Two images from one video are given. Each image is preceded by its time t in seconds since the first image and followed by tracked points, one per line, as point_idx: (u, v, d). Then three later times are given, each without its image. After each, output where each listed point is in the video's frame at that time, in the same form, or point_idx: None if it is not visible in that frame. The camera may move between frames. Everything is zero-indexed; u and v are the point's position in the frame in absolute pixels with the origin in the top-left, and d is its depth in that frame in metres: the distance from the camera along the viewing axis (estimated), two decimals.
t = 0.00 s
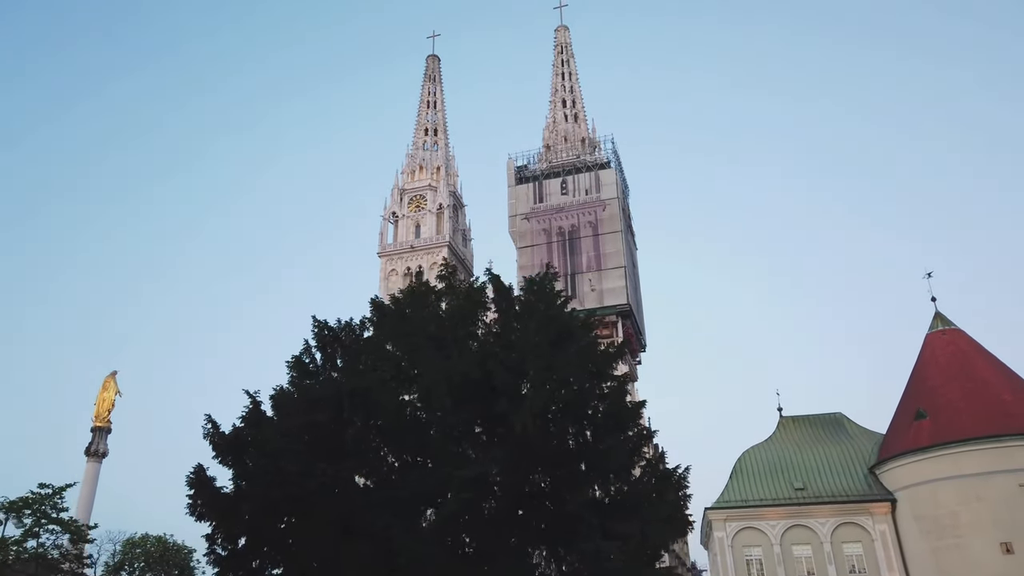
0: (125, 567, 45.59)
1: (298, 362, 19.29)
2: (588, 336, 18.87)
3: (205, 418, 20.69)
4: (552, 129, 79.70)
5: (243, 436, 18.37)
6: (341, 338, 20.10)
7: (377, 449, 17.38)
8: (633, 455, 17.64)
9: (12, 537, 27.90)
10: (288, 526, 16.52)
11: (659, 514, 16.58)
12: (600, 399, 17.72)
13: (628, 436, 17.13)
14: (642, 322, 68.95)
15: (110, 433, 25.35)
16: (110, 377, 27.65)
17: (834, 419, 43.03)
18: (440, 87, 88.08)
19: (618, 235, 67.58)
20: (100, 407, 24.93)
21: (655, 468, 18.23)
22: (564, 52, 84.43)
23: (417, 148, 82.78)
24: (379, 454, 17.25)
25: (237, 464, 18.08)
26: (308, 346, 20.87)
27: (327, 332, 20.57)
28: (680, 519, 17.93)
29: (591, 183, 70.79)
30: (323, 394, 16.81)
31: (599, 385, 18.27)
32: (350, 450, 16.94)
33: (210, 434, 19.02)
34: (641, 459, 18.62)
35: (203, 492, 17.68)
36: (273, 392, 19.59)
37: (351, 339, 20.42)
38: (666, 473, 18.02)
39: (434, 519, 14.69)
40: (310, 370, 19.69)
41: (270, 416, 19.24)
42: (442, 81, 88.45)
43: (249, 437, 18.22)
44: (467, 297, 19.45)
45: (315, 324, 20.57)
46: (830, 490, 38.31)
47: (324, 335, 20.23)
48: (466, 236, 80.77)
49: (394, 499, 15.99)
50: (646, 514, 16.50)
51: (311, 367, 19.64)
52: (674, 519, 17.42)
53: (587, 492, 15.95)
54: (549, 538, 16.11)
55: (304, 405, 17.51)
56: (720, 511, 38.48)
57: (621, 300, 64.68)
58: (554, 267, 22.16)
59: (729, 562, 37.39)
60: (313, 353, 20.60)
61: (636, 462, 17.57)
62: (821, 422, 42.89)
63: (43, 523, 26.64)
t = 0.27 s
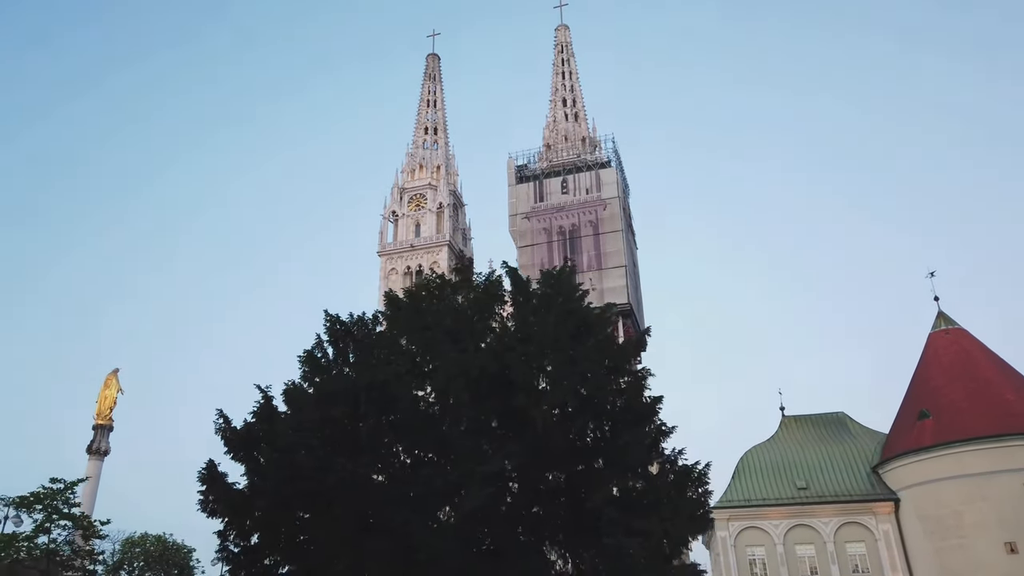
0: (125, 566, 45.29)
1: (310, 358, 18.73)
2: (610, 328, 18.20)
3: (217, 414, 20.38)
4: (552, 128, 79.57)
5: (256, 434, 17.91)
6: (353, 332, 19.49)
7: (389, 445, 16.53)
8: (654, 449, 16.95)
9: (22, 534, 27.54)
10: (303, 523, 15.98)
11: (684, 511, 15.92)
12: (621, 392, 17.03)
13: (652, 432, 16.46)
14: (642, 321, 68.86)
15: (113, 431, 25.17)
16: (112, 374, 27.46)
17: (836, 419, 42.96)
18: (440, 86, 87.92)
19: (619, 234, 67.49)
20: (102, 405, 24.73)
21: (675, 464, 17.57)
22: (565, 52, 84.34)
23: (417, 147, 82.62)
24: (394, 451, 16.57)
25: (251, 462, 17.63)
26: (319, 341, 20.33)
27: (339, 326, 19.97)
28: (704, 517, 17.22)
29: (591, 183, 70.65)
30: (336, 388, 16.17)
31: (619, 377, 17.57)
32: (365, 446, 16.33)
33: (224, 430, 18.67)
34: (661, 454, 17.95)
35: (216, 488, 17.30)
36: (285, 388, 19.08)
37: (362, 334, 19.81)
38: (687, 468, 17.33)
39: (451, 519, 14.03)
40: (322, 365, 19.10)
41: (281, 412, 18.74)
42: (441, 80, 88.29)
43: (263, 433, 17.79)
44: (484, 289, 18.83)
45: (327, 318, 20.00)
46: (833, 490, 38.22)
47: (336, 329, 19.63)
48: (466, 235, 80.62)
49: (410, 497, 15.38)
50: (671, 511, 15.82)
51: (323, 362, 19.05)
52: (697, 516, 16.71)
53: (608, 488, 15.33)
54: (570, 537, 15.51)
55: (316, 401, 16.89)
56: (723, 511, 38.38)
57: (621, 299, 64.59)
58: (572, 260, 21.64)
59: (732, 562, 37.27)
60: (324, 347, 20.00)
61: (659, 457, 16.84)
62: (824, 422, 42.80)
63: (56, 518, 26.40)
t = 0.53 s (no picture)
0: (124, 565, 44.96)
1: (324, 353, 18.16)
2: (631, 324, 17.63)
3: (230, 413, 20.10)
4: (553, 128, 79.41)
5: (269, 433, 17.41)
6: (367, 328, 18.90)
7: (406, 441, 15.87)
8: (677, 448, 16.34)
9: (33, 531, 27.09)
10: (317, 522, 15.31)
11: (707, 511, 15.31)
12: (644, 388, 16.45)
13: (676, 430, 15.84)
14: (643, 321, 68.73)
15: (115, 430, 24.99)
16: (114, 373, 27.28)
17: (839, 419, 42.85)
18: (440, 85, 87.74)
19: (620, 234, 67.38)
20: (104, 404, 24.56)
21: (697, 465, 16.95)
22: (565, 51, 84.18)
23: (417, 146, 82.42)
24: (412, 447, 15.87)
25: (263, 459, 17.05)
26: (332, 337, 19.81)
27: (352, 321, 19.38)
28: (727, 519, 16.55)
29: (592, 182, 70.49)
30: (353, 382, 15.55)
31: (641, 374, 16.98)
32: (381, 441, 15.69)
33: (236, 428, 18.22)
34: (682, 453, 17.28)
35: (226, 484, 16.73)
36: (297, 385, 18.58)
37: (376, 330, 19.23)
38: (711, 469, 16.69)
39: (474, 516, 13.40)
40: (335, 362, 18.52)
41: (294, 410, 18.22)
42: (442, 80, 88.09)
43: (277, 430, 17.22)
44: (502, 283, 18.28)
45: (340, 314, 19.47)
46: (836, 490, 38.11)
47: (349, 325, 19.04)
48: (466, 234, 80.43)
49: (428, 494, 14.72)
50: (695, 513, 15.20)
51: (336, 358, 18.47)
52: (721, 519, 16.04)
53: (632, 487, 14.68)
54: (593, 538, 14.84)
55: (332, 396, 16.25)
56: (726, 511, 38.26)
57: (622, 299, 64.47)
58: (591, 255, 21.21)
59: (735, 562, 37.15)
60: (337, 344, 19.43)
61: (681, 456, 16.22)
62: (826, 422, 42.69)
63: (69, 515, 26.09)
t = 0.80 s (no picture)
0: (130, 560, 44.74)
1: (338, 348, 17.86)
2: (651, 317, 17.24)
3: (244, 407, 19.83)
4: (555, 126, 79.30)
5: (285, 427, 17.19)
6: (383, 322, 18.58)
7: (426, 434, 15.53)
8: (697, 442, 15.79)
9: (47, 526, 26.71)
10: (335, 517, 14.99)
11: (732, 508, 14.90)
12: (666, 382, 16.05)
13: (698, 424, 15.46)
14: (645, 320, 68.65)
15: (119, 427, 24.90)
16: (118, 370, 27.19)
17: (843, 417, 42.71)
18: (442, 84, 87.64)
19: (622, 232, 67.31)
20: (109, 402, 24.49)
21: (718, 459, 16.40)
22: (567, 49, 84.06)
23: (419, 144, 82.29)
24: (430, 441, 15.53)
25: (278, 454, 16.80)
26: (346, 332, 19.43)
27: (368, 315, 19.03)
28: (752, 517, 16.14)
29: (594, 181, 70.42)
30: (369, 375, 15.24)
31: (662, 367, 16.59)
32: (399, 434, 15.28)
33: (250, 423, 18.02)
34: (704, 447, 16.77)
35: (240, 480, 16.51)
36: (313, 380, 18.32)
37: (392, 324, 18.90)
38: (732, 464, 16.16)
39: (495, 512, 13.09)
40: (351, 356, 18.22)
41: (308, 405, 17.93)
42: (443, 78, 87.92)
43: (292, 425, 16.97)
44: (520, 275, 17.89)
45: (355, 308, 19.15)
46: (841, 489, 38.02)
47: (365, 319, 18.73)
48: (468, 233, 80.32)
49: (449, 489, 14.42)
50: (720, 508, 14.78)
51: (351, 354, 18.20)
52: (746, 516, 15.64)
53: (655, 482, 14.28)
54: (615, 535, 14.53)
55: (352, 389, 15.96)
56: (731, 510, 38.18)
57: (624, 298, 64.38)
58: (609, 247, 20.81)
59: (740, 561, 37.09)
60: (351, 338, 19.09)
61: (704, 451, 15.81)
62: (831, 421, 42.56)
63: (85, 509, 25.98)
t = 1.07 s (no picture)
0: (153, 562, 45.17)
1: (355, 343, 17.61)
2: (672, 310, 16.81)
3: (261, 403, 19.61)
4: (558, 124, 79.14)
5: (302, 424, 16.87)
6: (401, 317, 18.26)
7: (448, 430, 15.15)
8: (722, 438, 15.33)
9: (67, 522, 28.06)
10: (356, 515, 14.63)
11: (760, 506, 14.57)
12: (690, 376, 15.66)
13: (724, 419, 15.13)
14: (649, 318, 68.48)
15: (125, 425, 24.78)
16: (124, 368, 27.07)
17: (850, 415, 42.55)
18: (444, 82, 87.48)
19: (626, 231, 67.16)
20: (115, 400, 24.33)
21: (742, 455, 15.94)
22: (570, 48, 83.90)
23: (421, 143, 82.15)
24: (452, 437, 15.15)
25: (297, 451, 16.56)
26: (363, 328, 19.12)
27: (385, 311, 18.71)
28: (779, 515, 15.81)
29: (598, 179, 70.24)
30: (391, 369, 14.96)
31: (686, 361, 16.26)
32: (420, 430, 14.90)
33: (267, 419, 17.81)
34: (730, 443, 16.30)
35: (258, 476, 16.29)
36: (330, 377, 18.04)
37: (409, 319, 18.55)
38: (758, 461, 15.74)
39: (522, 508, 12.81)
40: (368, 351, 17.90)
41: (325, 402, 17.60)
42: (446, 76, 87.78)
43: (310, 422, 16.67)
44: (541, 268, 17.59)
45: (372, 303, 18.85)
46: (848, 487, 37.85)
47: (383, 314, 18.42)
48: (471, 231, 80.18)
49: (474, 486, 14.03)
50: (749, 505, 14.45)
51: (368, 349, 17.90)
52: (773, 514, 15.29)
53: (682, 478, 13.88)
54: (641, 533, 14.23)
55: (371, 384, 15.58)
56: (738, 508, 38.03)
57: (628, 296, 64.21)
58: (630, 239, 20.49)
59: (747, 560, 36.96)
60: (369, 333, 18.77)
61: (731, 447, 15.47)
62: (837, 419, 42.41)
63: (103, 506, 25.91)
